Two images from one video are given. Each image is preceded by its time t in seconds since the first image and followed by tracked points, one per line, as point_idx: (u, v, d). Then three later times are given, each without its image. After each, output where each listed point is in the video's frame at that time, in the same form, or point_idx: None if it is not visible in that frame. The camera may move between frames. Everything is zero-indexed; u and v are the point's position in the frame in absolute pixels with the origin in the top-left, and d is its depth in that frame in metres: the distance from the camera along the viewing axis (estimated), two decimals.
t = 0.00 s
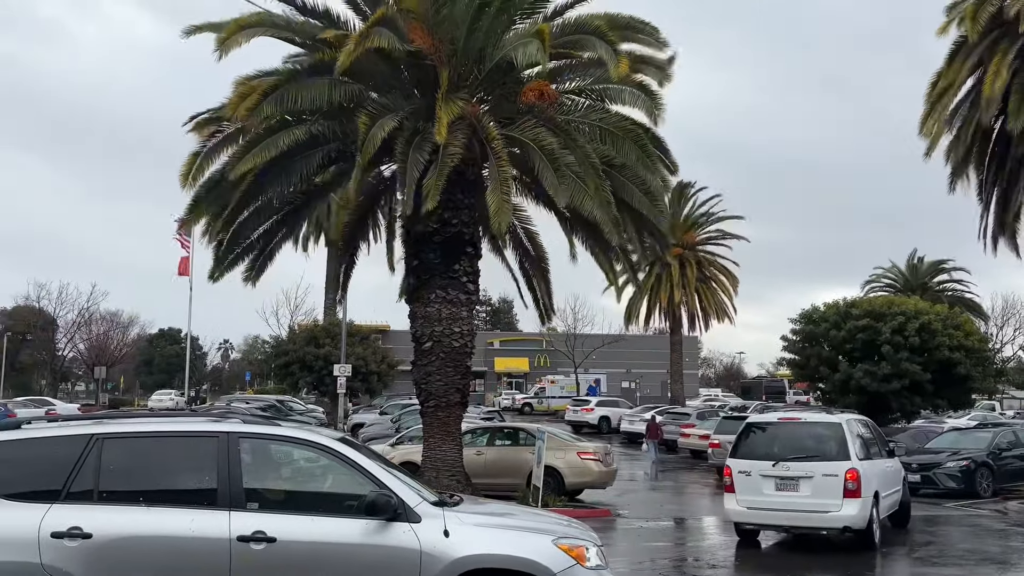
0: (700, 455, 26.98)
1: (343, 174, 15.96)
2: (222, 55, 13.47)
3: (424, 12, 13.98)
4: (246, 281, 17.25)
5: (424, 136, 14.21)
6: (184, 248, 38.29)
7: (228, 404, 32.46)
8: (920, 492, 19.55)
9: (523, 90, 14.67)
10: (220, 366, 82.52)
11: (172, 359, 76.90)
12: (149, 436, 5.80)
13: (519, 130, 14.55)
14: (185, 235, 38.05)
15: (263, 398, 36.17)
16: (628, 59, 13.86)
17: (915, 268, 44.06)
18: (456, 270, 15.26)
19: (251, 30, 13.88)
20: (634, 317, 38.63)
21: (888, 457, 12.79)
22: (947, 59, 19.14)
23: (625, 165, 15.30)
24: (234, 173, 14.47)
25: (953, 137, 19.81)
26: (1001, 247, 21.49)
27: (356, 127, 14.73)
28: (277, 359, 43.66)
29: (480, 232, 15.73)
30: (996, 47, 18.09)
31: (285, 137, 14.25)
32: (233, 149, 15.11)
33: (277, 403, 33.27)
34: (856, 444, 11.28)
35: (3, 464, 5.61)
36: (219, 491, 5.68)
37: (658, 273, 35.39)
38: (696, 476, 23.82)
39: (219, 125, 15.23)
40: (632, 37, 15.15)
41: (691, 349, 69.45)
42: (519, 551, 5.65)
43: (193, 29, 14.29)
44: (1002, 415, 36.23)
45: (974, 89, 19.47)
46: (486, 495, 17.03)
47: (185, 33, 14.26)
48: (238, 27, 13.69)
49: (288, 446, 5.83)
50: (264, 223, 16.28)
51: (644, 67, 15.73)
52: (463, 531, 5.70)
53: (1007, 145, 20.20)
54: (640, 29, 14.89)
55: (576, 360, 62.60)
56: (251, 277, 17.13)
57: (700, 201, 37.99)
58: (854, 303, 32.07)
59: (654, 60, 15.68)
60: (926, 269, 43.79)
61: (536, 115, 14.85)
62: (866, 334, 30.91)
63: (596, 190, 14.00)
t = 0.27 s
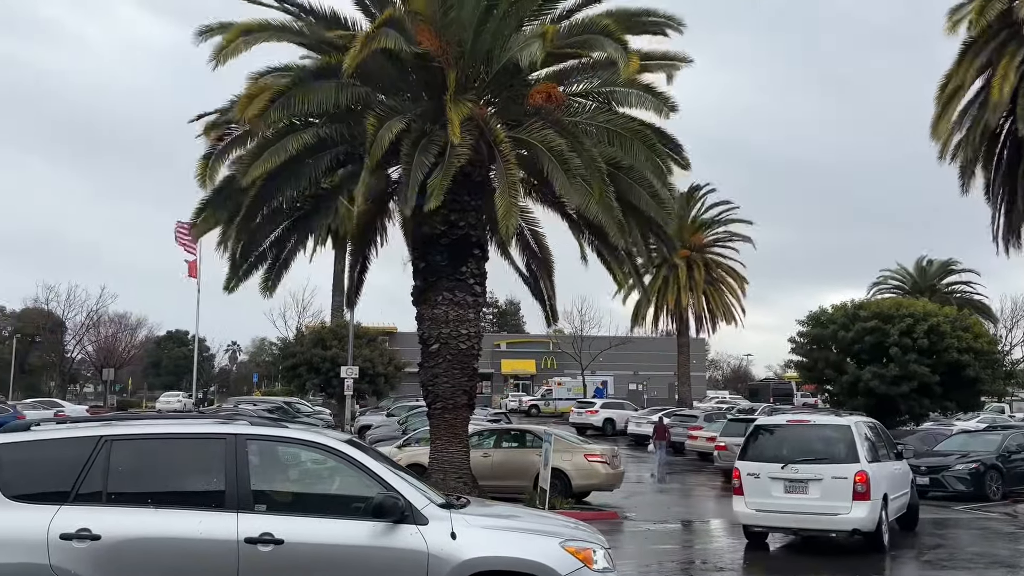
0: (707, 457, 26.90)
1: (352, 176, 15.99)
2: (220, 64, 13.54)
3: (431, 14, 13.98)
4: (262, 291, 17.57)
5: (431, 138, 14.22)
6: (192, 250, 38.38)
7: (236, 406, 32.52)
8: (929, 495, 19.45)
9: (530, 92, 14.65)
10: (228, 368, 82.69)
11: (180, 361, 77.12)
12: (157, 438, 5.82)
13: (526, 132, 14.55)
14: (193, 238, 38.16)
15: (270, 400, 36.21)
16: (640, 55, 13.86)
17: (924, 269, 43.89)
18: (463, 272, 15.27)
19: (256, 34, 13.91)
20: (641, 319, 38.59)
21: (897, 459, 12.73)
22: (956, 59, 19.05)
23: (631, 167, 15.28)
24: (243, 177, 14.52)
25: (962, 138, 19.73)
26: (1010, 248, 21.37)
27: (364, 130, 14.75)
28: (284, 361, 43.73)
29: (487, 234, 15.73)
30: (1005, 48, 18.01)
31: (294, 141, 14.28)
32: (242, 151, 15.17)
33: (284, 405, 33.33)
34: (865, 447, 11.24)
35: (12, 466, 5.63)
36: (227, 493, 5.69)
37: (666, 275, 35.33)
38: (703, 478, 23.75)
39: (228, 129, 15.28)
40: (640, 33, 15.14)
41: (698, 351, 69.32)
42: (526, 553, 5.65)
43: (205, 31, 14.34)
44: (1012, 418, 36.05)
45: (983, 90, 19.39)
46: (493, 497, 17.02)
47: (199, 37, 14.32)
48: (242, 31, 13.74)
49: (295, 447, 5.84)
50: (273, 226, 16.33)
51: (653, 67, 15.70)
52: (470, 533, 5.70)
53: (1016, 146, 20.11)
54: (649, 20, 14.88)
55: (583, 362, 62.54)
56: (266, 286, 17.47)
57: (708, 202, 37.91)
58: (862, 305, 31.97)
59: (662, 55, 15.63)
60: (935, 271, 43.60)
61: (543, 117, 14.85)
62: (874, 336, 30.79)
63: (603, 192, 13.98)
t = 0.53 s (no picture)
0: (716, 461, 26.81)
1: (362, 180, 16.04)
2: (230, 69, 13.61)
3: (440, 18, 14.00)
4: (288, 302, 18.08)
5: (439, 142, 14.23)
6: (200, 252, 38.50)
7: (245, 409, 32.59)
8: (940, 500, 19.34)
9: (538, 95, 14.67)
10: (237, 371, 82.91)
11: (189, 364, 77.38)
12: (167, 441, 5.84)
13: (534, 136, 14.56)
14: (202, 242, 38.26)
15: (279, 403, 36.28)
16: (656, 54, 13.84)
17: (934, 272, 43.68)
18: (471, 276, 15.28)
19: (266, 38, 13.96)
20: (650, 322, 38.53)
21: (906, 463, 12.67)
22: (966, 60, 18.95)
23: (639, 170, 15.27)
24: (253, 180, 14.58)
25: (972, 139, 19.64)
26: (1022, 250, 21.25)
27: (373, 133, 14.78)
28: (293, 364, 43.82)
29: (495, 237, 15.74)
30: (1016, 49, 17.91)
31: (304, 144, 14.32)
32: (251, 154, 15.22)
33: (293, 408, 33.37)
34: (875, 450, 11.19)
35: (23, 469, 5.66)
36: (236, 496, 5.71)
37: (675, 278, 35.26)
38: (712, 482, 23.67)
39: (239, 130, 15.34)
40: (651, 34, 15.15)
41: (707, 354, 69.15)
42: (534, 557, 5.64)
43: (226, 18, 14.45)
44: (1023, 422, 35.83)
45: (993, 91, 19.30)
46: (501, 500, 17.01)
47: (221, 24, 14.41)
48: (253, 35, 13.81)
49: (304, 450, 5.86)
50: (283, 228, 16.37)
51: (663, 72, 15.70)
52: (478, 536, 5.70)
53: None
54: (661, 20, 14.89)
55: (591, 366, 62.47)
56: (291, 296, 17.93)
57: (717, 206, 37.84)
58: (872, 309, 31.83)
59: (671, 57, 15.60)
60: (945, 273, 43.38)
61: (551, 121, 14.85)
62: (884, 339, 30.65)
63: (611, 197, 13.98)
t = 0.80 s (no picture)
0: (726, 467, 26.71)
1: (371, 185, 16.06)
2: (255, 70, 13.60)
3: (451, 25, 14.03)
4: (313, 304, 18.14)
5: (450, 147, 14.24)
6: (210, 258, 38.65)
7: (255, 414, 32.69)
8: (952, 507, 19.21)
9: (548, 101, 14.67)
10: (247, 376, 83.15)
11: (199, 369, 77.67)
12: (178, 446, 5.86)
13: (544, 143, 14.58)
14: (213, 248, 38.42)
15: (290, 409, 36.35)
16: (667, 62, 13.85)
17: (946, 277, 43.45)
18: (480, 281, 15.28)
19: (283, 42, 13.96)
20: (659, 327, 38.46)
21: (920, 470, 12.58)
22: (978, 63, 18.86)
23: (649, 177, 15.27)
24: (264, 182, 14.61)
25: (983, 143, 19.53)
26: None
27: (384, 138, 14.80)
28: (303, 369, 43.90)
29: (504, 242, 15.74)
30: None
31: (314, 148, 14.36)
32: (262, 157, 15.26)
33: (303, 413, 33.44)
34: (887, 458, 11.12)
35: (35, 473, 5.68)
36: (246, 501, 5.72)
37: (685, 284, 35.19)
38: (723, 488, 23.57)
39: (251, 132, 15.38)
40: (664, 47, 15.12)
41: (717, 360, 68.95)
42: (545, 563, 5.64)
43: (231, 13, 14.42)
44: None
45: (1005, 95, 19.20)
46: (511, 506, 17.00)
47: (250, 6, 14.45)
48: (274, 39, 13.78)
49: (314, 455, 5.87)
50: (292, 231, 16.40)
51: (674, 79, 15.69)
52: (488, 543, 5.69)
53: None
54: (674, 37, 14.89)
55: (601, 371, 62.36)
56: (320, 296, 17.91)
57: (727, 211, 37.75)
58: (883, 314, 31.69)
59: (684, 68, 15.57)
60: (957, 278, 43.14)
61: (561, 126, 14.86)
62: (895, 345, 30.50)
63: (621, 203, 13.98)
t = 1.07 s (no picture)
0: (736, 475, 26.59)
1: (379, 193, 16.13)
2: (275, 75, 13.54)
3: (461, 34, 14.08)
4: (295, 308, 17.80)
5: (460, 154, 14.27)
6: (220, 265, 38.80)
7: (265, 421, 32.76)
8: (965, 516, 19.06)
9: (557, 109, 14.70)
10: (256, 384, 83.37)
11: (209, 377, 77.91)
12: (187, 452, 5.89)
13: (552, 150, 14.63)
14: (223, 256, 38.64)
15: (299, 416, 36.42)
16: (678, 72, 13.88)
17: (957, 284, 43.23)
18: (489, 288, 15.29)
19: (301, 48, 14.01)
20: (668, 335, 38.37)
21: (931, 479, 12.49)
22: (988, 69, 18.79)
23: (658, 184, 15.28)
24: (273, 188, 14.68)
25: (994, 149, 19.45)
26: None
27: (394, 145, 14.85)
28: (312, 377, 43.98)
29: (513, 249, 15.76)
30: None
31: (324, 155, 14.42)
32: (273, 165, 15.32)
33: (312, 420, 33.49)
34: (898, 466, 11.05)
35: (44, 479, 5.71)
36: (255, 508, 5.73)
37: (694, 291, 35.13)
38: (733, 497, 23.45)
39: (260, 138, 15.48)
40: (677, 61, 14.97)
41: (727, 368, 68.72)
42: (553, 571, 5.62)
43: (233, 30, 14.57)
44: None
45: (1016, 101, 19.12)
46: (520, 514, 16.96)
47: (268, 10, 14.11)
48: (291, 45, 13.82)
49: (323, 462, 5.88)
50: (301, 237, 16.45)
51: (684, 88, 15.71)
52: (496, 550, 5.68)
53: None
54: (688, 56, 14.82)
55: (610, 379, 62.25)
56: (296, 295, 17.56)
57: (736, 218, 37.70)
58: (894, 322, 31.55)
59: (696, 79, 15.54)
60: (968, 286, 42.90)
61: (570, 134, 14.88)
62: (906, 353, 30.33)
63: (632, 210, 13.98)
